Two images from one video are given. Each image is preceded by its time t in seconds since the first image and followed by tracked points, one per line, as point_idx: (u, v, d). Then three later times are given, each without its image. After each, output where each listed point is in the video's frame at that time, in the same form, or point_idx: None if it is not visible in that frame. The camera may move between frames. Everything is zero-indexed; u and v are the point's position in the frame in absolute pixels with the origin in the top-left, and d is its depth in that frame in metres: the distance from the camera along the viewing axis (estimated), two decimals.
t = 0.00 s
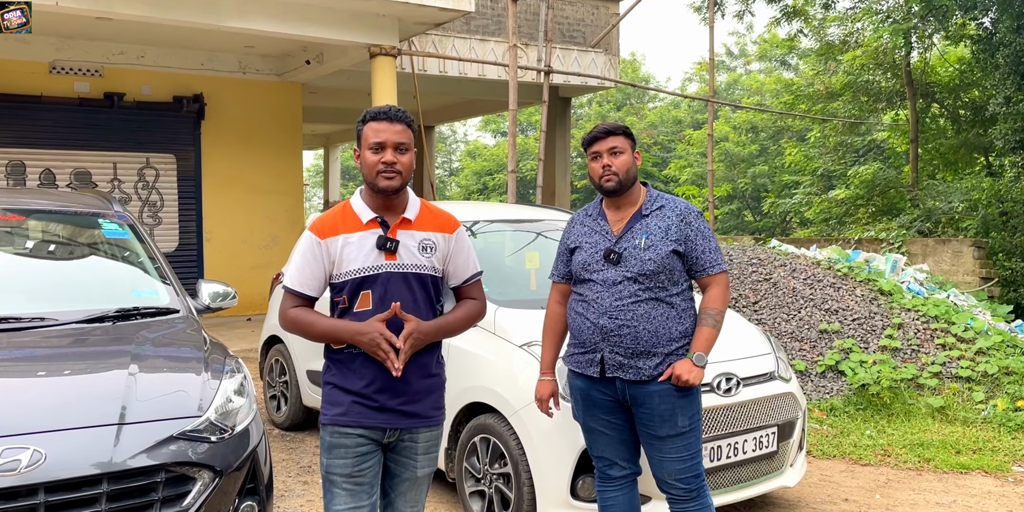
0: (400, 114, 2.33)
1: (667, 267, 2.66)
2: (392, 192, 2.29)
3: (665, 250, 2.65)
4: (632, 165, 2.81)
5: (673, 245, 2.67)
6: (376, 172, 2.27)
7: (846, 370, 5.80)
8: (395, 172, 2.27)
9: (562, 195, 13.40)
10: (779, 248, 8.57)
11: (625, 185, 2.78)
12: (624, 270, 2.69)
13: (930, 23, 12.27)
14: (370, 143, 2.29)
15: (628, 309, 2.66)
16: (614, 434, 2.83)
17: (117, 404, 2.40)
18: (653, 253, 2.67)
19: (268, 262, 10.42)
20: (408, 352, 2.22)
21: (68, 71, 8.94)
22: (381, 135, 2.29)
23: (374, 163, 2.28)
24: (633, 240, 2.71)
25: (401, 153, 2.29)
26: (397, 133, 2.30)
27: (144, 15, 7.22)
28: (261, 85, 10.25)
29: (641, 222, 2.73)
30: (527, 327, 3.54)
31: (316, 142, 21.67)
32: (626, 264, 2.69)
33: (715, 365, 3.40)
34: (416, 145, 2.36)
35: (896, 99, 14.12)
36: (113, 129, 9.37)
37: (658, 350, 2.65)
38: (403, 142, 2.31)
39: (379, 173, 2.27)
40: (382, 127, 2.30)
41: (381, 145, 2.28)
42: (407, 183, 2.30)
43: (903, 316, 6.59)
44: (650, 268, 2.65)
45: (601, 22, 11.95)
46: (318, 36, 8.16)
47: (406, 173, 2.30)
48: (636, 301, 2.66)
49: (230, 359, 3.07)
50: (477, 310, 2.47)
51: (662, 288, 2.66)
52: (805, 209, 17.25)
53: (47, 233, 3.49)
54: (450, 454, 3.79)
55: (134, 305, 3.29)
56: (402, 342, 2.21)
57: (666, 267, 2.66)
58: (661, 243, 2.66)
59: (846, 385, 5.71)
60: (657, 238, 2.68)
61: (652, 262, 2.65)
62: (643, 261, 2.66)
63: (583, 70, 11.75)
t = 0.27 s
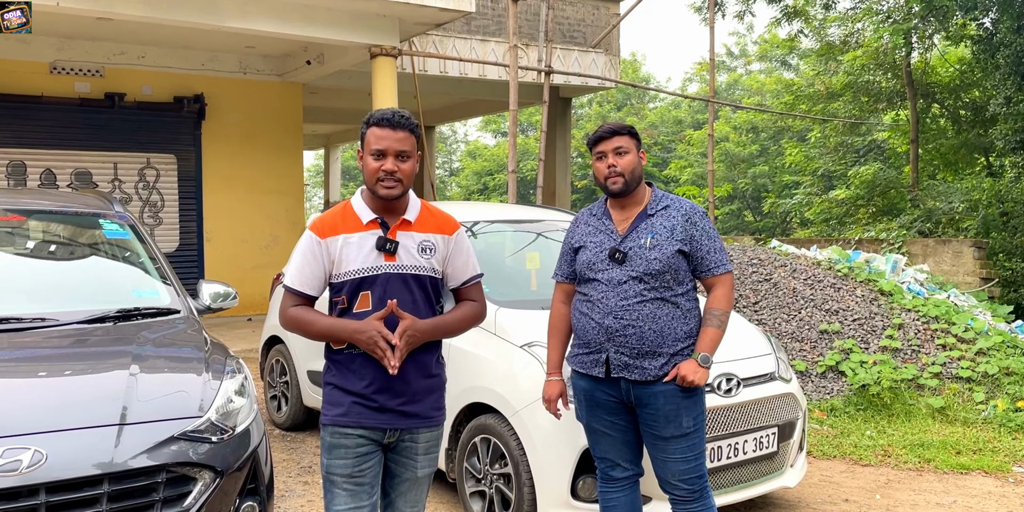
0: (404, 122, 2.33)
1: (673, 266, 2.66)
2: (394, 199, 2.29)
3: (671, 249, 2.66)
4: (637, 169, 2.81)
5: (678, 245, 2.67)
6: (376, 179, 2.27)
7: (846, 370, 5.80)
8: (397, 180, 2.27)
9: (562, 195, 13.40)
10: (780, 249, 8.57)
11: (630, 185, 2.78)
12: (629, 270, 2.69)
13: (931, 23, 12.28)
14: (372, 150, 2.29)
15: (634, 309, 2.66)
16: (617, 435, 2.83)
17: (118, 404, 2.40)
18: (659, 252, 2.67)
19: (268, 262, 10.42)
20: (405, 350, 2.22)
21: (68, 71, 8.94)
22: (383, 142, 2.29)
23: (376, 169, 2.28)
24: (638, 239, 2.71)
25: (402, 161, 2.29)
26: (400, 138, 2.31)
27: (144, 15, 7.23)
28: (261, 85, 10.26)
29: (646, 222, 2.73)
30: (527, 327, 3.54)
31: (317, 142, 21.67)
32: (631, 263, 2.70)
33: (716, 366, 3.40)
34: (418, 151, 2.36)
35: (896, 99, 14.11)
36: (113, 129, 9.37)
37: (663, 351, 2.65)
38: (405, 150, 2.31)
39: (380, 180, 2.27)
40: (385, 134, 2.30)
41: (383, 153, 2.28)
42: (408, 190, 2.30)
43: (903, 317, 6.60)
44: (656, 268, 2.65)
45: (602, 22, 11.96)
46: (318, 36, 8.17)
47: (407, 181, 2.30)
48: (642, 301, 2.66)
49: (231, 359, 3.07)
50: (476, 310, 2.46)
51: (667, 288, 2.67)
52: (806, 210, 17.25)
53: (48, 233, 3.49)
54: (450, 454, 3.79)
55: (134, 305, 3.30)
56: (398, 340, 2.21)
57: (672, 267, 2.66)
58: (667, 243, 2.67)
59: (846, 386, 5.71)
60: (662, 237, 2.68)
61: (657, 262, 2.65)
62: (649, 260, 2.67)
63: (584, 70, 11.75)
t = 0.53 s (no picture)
0: (409, 124, 2.33)
1: (677, 267, 2.66)
2: (398, 200, 2.29)
3: (675, 250, 2.66)
4: (642, 170, 2.81)
5: (682, 245, 2.67)
6: (381, 180, 2.27)
7: (847, 371, 5.80)
8: (403, 182, 2.28)
9: (563, 196, 13.40)
10: (780, 249, 8.57)
11: (634, 186, 2.78)
12: (632, 269, 2.69)
13: (931, 23, 12.28)
14: (377, 152, 2.29)
15: (637, 309, 2.66)
16: (620, 435, 2.83)
17: (119, 404, 2.41)
18: (663, 253, 2.67)
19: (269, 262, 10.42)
20: (406, 345, 2.22)
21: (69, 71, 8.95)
22: (389, 145, 2.29)
23: (382, 172, 2.28)
24: (642, 239, 2.71)
25: (409, 164, 2.29)
26: (406, 141, 2.31)
27: (144, 15, 7.23)
28: (262, 85, 10.26)
29: (649, 222, 2.73)
30: (528, 327, 3.54)
31: (317, 142, 21.69)
32: (635, 263, 2.69)
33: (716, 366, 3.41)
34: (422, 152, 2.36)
35: (897, 99, 14.10)
36: (114, 129, 9.37)
37: (667, 351, 2.65)
38: (410, 152, 2.31)
39: (385, 183, 2.27)
40: (391, 136, 2.30)
41: (389, 155, 2.28)
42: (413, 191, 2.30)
43: (904, 317, 6.59)
44: (659, 268, 2.65)
45: (603, 22, 11.96)
46: (319, 36, 8.17)
47: (412, 183, 2.30)
48: (646, 301, 2.66)
49: (232, 359, 3.07)
50: (477, 308, 2.46)
51: (671, 288, 2.67)
52: (807, 210, 17.25)
53: (49, 233, 3.49)
54: (450, 454, 3.78)
55: (135, 305, 3.30)
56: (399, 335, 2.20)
57: (675, 267, 2.66)
58: (670, 243, 2.66)
59: (847, 386, 5.71)
60: (666, 237, 2.68)
61: (661, 262, 2.65)
62: (652, 260, 2.66)
63: (584, 70, 11.75)
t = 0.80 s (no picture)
0: (404, 121, 2.34)
1: (678, 267, 2.66)
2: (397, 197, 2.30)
3: (676, 250, 2.66)
4: (642, 167, 2.81)
5: (684, 246, 2.67)
6: (381, 178, 2.28)
7: (848, 371, 5.80)
8: (401, 178, 2.29)
9: (564, 196, 13.40)
10: (782, 249, 8.58)
11: (635, 186, 2.78)
12: (633, 270, 2.70)
13: (932, 23, 12.28)
14: (375, 150, 2.30)
15: (638, 309, 2.66)
16: (620, 436, 2.83)
17: (121, 404, 2.41)
18: (664, 253, 2.67)
19: (270, 262, 10.43)
20: (415, 343, 2.22)
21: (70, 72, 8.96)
22: (385, 142, 2.30)
23: (380, 169, 2.29)
24: (643, 240, 2.71)
25: (405, 160, 2.30)
26: (403, 137, 2.32)
27: (145, 15, 7.23)
28: (263, 85, 10.26)
29: (650, 223, 2.73)
30: (529, 327, 3.54)
31: (319, 142, 21.70)
32: (636, 263, 2.70)
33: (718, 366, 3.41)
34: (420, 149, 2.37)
35: (898, 99, 14.08)
36: (115, 129, 9.38)
37: (667, 351, 2.66)
38: (407, 149, 2.32)
39: (384, 180, 2.28)
40: (388, 134, 2.31)
41: (386, 152, 2.29)
42: (412, 187, 2.31)
43: (905, 317, 6.59)
44: (661, 268, 2.65)
45: (604, 23, 11.97)
46: (319, 37, 8.17)
47: (410, 179, 2.31)
48: (647, 301, 2.66)
49: (234, 359, 3.07)
50: (483, 308, 2.47)
51: (672, 288, 2.67)
52: (808, 210, 17.25)
53: (50, 233, 3.50)
54: (451, 455, 3.78)
55: (137, 305, 3.30)
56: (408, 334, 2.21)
57: (677, 268, 2.66)
58: (672, 244, 2.67)
59: (848, 386, 5.71)
60: (667, 238, 2.68)
61: (663, 263, 2.65)
62: (654, 260, 2.67)
63: (585, 70, 11.75)
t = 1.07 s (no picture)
0: (413, 122, 2.34)
1: (677, 267, 2.66)
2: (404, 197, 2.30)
3: (675, 250, 2.66)
4: (643, 167, 2.81)
5: (683, 246, 2.67)
6: (388, 178, 2.28)
7: (849, 371, 5.80)
8: (408, 178, 2.29)
9: (565, 196, 13.40)
10: (783, 249, 8.57)
11: (635, 186, 2.78)
12: (633, 270, 2.70)
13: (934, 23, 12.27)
14: (382, 149, 2.30)
15: (637, 309, 2.67)
16: (620, 435, 2.83)
17: (123, 403, 2.41)
18: (663, 253, 2.67)
19: (271, 262, 10.43)
20: (415, 349, 2.23)
21: (72, 71, 8.97)
22: (394, 142, 2.30)
23: (387, 168, 2.29)
24: (643, 240, 2.72)
25: (413, 160, 2.30)
26: (411, 138, 2.32)
27: (146, 15, 7.24)
28: (265, 85, 10.26)
29: (650, 223, 2.73)
30: (531, 327, 3.54)
31: (320, 142, 21.72)
32: (635, 264, 2.70)
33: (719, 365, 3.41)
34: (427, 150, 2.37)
35: (900, 99, 14.06)
36: (117, 129, 9.39)
37: (666, 351, 2.66)
38: (415, 149, 2.32)
39: (391, 179, 2.28)
40: (397, 134, 2.31)
41: (393, 152, 2.29)
42: (419, 188, 2.32)
43: (906, 317, 6.59)
44: (660, 268, 2.65)
45: (605, 22, 11.97)
46: (321, 36, 8.17)
47: (418, 179, 2.31)
48: (646, 301, 2.66)
49: (235, 359, 3.08)
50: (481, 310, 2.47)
51: (671, 288, 2.67)
52: (809, 209, 17.25)
53: (52, 233, 3.50)
54: (452, 454, 3.78)
55: (139, 305, 3.31)
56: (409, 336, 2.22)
57: (676, 268, 2.66)
58: (671, 244, 2.67)
59: (849, 386, 5.71)
60: (667, 238, 2.68)
61: (662, 263, 2.65)
62: (653, 261, 2.67)
63: (586, 70, 11.74)
